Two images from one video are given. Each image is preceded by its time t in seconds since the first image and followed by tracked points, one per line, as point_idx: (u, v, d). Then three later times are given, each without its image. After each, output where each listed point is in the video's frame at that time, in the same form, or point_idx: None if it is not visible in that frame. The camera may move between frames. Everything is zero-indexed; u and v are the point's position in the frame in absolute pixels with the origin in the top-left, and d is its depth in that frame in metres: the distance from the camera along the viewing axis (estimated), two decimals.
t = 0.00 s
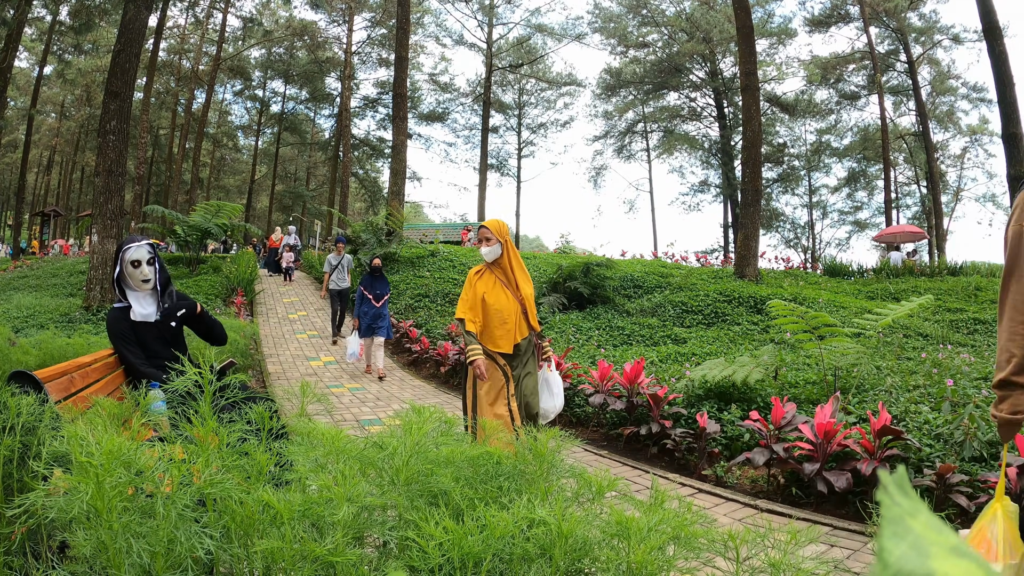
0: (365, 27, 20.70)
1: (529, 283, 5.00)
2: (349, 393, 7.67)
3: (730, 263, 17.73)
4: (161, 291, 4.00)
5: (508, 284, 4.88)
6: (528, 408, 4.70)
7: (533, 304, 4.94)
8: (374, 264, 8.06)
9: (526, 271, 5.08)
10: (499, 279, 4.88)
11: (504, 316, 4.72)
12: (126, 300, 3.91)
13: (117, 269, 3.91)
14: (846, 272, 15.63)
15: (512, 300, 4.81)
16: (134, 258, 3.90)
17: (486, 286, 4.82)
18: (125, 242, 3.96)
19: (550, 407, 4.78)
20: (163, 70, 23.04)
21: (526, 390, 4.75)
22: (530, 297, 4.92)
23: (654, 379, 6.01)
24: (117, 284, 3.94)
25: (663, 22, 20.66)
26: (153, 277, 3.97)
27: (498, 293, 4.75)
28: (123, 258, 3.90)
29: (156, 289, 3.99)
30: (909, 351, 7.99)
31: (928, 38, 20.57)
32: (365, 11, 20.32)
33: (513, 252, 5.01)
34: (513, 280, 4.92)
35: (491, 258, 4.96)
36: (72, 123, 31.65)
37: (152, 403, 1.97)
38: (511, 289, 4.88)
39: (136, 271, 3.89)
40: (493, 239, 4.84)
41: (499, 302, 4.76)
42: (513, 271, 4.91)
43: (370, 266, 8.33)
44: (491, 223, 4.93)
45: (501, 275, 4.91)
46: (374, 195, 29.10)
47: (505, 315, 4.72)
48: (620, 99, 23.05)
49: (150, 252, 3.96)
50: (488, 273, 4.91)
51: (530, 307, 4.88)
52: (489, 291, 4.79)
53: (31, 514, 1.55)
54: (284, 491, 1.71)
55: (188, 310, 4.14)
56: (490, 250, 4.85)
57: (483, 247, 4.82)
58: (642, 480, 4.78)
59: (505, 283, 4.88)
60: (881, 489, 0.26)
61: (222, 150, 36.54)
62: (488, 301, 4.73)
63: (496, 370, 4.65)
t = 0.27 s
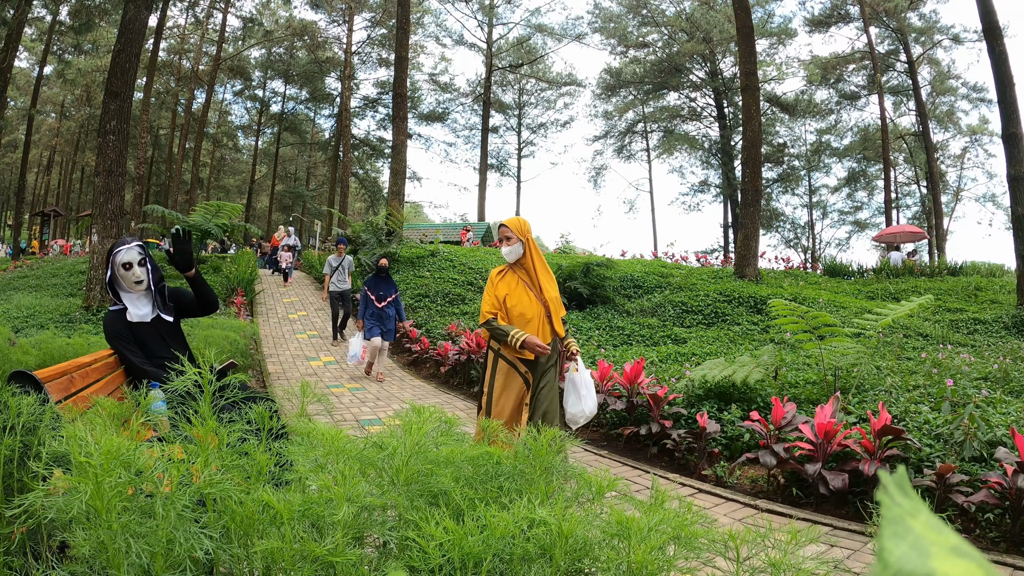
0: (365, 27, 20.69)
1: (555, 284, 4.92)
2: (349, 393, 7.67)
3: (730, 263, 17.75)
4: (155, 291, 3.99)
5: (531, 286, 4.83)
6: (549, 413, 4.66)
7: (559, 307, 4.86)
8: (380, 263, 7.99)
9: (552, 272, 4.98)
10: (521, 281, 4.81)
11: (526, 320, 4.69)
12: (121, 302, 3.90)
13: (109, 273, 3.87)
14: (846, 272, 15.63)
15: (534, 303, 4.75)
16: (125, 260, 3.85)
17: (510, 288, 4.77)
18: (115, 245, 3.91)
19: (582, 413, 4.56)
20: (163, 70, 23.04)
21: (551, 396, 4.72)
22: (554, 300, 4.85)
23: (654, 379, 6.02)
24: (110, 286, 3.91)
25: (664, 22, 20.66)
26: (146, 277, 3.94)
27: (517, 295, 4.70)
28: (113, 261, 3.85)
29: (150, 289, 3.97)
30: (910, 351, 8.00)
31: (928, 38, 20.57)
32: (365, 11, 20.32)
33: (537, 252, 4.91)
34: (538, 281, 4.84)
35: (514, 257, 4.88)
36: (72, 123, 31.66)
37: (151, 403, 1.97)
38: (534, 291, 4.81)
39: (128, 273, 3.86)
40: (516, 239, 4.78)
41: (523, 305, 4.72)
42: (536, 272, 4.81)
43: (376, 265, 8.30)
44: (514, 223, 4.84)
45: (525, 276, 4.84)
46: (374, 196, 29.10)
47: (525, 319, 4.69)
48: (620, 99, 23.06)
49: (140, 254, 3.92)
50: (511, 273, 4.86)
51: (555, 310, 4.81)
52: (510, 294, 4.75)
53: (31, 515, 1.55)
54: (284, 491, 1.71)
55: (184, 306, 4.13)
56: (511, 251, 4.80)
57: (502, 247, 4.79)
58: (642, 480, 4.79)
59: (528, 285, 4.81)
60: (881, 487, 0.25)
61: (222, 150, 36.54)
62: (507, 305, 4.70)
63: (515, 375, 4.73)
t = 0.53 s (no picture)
0: (364, 27, 20.67)
1: (580, 278, 4.83)
2: (349, 393, 7.68)
3: (730, 263, 17.75)
4: (151, 291, 3.97)
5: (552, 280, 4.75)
6: (571, 413, 4.46)
7: (584, 300, 4.78)
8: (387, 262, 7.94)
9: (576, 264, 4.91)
10: (544, 274, 4.73)
11: (548, 313, 4.60)
12: (118, 304, 3.90)
13: (103, 277, 3.87)
14: (846, 272, 15.63)
15: (556, 296, 4.67)
16: (115, 264, 3.83)
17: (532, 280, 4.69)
18: (107, 249, 3.89)
19: (605, 411, 4.23)
20: (163, 70, 23.03)
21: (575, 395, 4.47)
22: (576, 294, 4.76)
23: (654, 379, 6.03)
24: (106, 290, 3.92)
25: (663, 22, 20.66)
26: (140, 279, 3.91)
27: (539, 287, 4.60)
28: (105, 265, 3.84)
29: (145, 291, 3.94)
30: (910, 351, 7.99)
31: (928, 38, 20.57)
32: (365, 11, 20.31)
33: (561, 244, 4.83)
34: (560, 274, 4.76)
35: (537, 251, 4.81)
36: (72, 123, 31.66)
37: (152, 403, 1.97)
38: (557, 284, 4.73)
39: (120, 276, 3.84)
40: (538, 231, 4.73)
41: (544, 298, 4.63)
42: (560, 265, 4.72)
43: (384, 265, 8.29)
44: (538, 213, 4.77)
45: (546, 270, 4.77)
46: (374, 195, 29.10)
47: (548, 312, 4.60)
48: (620, 99, 23.07)
49: (131, 256, 3.88)
50: (533, 266, 4.78)
51: (579, 304, 4.72)
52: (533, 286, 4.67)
53: (31, 515, 1.55)
54: (284, 491, 1.71)
55: (181, 305, 4.10)
56: (533, 243, 4.73)
57: (523, 238, 4.72)
58: (642, 480, 4.79)
59: (549, 278, 4.73)
60: (879, 489, 0.25)
61: (222, 150, 36.54)
62: (530, 297, 4.61)
63: (535, 375, 4.49)
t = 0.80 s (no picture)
0: (365, 27, 20.66)
1: (599, 276, 4.35)
2: (349, 393, 7.68)
3: (730, 262, 17.75)
4: (153, 292, 3.97)
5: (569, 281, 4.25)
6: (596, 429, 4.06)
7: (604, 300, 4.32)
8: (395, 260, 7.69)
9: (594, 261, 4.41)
10: (561, 275, 4.23)
11: (567, 319, 4.14)
12: (119, 305, 3.90)
13: (104, 278, 3.87)
14: (846, 272, 15.63)
15: (575, 299, 4.20)
16: (117, 265, 3.84)
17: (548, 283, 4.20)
18: (108, 249, 3.89)
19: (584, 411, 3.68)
20: (163, 70, 23.02)
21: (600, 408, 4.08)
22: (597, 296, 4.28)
23: (654, 379, 6.03)
24: (107, 291, 3.92)
25: (663, 22, 20.66)
26: (141, 279, 3.92)
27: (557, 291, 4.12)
28: (107, 266, 3.85)
29: (147, 292, 3.95)
30: (910, 351, 7.99)
31: (928, 38, 20.58)
32: (365, 11, 20.30)
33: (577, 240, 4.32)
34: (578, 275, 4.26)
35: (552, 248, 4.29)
36: (72, 122, 31.67)
37: (152, 404, 1.97)
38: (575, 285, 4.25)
39: (122, 277, 3.84)
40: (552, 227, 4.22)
41: (562, 304, 4.15)
42: (577, 264, 4.23)
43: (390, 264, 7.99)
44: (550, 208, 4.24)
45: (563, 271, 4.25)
46: (374, 195, 29.10)
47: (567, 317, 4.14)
48: (620, 99, 23.07)
49: (133, 256, 3.89)
50: (548, 266, 4.28)
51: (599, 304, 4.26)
52: (549, 290, 4.18)
53: (31, 515, 1.55)
54: (284, 492, 1.71)
55: (182, 306, 4.10)
56: (547, 242, 4.21)
57: (537, 237, 4.19)
58: (642, 480, 4.79)
59: (567, 280, 4.24)
60: (880, 489, 0.26)
61: (222, 150, 36.54)
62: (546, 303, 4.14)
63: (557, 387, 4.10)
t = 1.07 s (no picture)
0: (365, 27, 20.66)
1: (619, 270, 4.10)
2: (349, 393, 7.68)
3: (730, 262, 17.77)
4: (153, 292, 3.97)
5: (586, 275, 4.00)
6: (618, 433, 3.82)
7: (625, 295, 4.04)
8: (404, 258, 7.37)
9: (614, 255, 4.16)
10: (577, 269, 4.00)
11: (582, 316, 3.90)
12: (119, 305, 3.90)
13: (104, 278, 3.86)
14: (846, 272, 15.63)
15: (592, 294, 3.94)
16: (117, 265, 3.83)
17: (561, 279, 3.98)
18: (109, 249, 3.89)
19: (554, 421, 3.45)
20: (163, 70, 23.01)
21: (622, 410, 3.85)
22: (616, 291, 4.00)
23: (654, 379, 6.03)
24: (107, 290, 3.91)
25: (664, 22, 20.65)
26: (141, 279, 3.92)
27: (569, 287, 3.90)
28: (107, 265, 3.84)
29: (147, 292, 3.94)
30: (910, 351, 7.98)
31: (928, 38, 20.58)
32: (365, 11, 20.30)
33: (594, 231, 4.09)
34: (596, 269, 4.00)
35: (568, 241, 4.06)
36: (72, 122, 31.67)
37: (151, 404, 1.97)
38: (593, 280, 4.00)
39: (122, 277, 3.84)
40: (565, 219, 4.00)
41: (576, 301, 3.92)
42: (595, 257, 3.97)
43: (401, 262, 7.58)
44: (564, 197, 4.05)
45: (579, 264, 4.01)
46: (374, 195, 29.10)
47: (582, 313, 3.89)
48: (620, 99, 23.08)
49: (133, 257, 3.88)
50: (563, 260, 4.05)
51: (619, 299, 3.99)
52: (564, 285, 3.96)
53: (31, 515, 1.55)
54: (283, 491, 1.71)
55: (182, 307, 4.10)
56: (561, 233, 4.00)
57: (550, 228, 4.00)
58: (643, 480, 4.79)
59: (584, 274, 3.99)
60: (881, 488, 0.26)
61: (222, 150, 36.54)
62: (560, 299, 3.91)
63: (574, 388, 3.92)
